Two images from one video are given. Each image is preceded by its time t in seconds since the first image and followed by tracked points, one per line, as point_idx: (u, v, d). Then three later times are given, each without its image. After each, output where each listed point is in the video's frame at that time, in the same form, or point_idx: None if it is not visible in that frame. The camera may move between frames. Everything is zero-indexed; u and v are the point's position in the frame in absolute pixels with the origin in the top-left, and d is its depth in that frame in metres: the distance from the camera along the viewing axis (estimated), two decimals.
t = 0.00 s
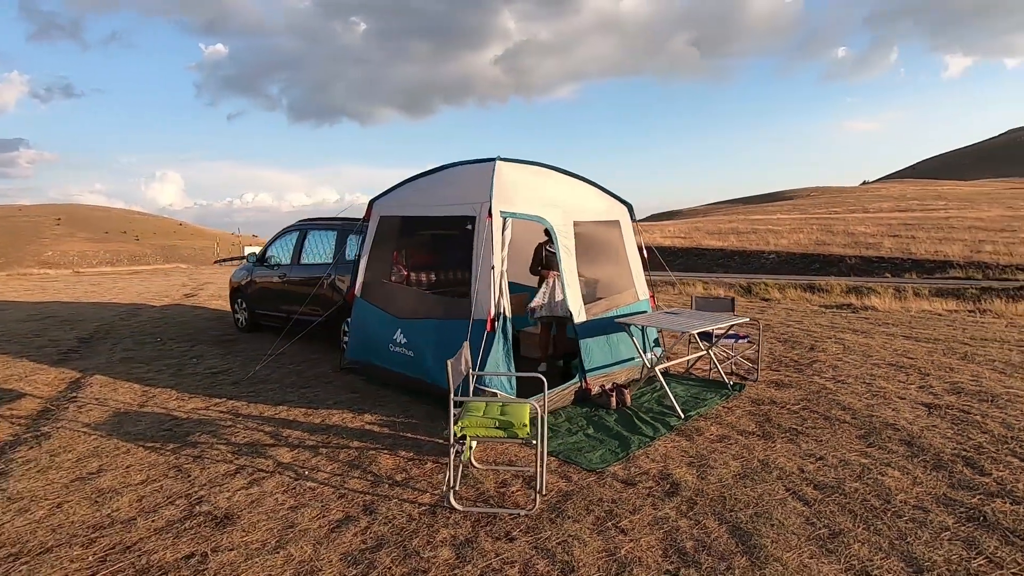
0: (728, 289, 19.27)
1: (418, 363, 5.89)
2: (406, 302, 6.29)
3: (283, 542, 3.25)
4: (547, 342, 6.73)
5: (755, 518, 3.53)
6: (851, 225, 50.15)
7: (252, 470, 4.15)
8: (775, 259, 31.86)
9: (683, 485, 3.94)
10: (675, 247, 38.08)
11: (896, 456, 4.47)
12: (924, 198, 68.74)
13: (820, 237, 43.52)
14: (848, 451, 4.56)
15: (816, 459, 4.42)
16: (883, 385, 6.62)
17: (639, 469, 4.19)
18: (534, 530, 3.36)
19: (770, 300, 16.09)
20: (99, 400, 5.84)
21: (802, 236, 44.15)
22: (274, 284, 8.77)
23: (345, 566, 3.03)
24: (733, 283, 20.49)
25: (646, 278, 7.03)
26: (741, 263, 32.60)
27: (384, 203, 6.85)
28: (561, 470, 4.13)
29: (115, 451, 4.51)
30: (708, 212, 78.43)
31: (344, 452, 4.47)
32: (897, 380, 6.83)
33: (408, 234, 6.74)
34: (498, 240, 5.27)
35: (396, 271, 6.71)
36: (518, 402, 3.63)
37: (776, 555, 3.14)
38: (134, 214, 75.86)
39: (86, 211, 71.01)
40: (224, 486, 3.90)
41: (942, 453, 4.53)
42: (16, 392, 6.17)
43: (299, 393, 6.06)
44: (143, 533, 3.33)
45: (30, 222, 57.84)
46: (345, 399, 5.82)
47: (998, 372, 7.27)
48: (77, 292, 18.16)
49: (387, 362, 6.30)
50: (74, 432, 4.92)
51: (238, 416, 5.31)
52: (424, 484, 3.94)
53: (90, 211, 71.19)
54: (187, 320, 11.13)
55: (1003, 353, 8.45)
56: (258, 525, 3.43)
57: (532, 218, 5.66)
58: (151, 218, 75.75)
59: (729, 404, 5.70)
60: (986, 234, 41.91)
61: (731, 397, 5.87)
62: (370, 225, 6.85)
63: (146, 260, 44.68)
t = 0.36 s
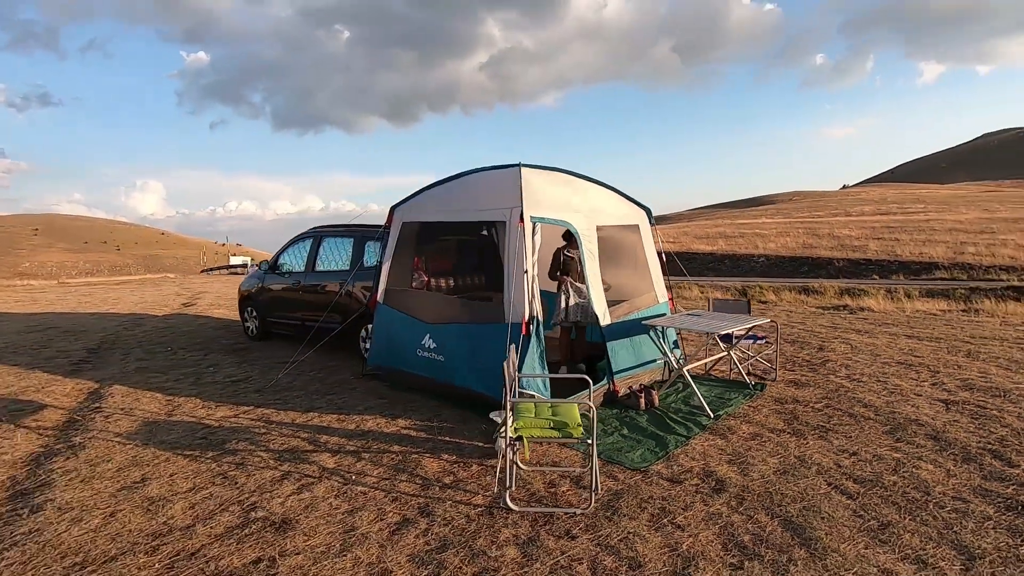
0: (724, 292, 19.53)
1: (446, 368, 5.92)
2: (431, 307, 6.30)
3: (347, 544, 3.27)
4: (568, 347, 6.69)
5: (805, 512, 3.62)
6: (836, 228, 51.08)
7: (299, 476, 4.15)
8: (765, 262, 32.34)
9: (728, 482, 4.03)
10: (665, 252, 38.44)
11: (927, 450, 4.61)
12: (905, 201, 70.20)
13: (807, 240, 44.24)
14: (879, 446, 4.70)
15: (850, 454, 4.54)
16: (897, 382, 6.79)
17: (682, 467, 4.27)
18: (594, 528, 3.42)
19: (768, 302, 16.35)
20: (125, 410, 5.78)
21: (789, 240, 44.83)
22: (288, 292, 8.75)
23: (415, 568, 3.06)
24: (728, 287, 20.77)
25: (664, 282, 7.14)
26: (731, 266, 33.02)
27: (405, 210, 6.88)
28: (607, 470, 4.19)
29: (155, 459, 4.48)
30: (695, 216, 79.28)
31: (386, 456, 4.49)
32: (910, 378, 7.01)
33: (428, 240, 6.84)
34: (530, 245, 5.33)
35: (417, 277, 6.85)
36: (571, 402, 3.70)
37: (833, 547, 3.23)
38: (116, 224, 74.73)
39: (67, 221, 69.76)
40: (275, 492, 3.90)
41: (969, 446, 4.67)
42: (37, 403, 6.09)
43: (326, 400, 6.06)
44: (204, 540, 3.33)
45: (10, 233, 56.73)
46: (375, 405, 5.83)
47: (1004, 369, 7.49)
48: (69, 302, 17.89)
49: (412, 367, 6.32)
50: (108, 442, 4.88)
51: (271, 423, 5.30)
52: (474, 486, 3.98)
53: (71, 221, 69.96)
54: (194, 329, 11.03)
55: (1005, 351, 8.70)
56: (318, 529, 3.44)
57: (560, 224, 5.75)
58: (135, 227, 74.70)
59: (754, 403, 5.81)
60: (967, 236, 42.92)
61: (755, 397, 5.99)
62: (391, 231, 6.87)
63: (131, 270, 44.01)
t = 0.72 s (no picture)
0: (715, 291, 19.82)
1: (469, 371, 5.93)
2: (452, 310, 6.28)
3: (407, 550, 3.29)
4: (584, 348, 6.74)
5: (847, 508, 3.74)
6: (816, 227, 52.11)
7: (341, 483, 4.15)
8: (750, 261, 32.88)
9: (766, 480, 4.13)
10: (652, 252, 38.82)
11: (948, 445, 4.78)
12: (880, 200, 71.91)
13: (789, 239, 45.07)
14: (902, 442, 4.85)
15: (876, 451, 4.69)
16: (905, 379, 6.99)
17: (718, 466, 4.37)
18: (648, 529, 3.49)
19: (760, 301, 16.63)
20: (145, 418, 5.69)
21: (771, 239, 45.62)
22: (296, 296, 8.68)
23: (480, 572, 3.09)
24: (719, 286, 21.08)
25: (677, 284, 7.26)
26: (717, 266, 33.49)
27: (422, 214, 6.86)
28: (646, 470, 4.26)
29: (190, 469, 4.43)
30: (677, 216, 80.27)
31: (424, 461, 4.51)
32: (915, 375, 7.23)
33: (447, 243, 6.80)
34: (558, 248, 5.36)
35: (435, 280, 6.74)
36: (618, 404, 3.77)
37: (880, 541, 3.34)
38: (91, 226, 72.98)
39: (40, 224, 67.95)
40: (321, 500, 3.89)
41: (986, 441, 4.86)
42: (50, 413, 5.96)
43: (349, 405, 6.04)
44: (261, 549, 3.32)
45: None
46: (400, 409, 5.83)
47: (1002, 365, 7.77)
48: (53, 307, 17.46)
49: (431, 370, 6.31)
50: (135, 452, 4.80)
51: (300, 430, 5.27)
52: (520, 489, 4.02)
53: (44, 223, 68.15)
54: (193, 334, 10.85)
55: (999, 347, 9.01)
56: (374, 536, 3.45)
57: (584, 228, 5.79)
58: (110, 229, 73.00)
59: (773, 402, 5.95)
60: (942, 234, 44.14)
61: (772, 396, 6.13)
62: (408, 235, 6.85)
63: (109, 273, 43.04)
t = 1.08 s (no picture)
0: (690, 289, 20.22)
1: (476, 370, 5.87)
2: (457, 310, 6.21)
3: (447, 552, 3.25)
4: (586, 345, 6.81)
5: (866, 496, 3.87)
6: (779, 227, 53.72)
7: (364, 487, 4.07)
8: (720, 260, 33.67)
9: (785, 471, 4.25)
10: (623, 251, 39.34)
11: (945, 433, 5.00)
12: (838, 200, 74.64)
13: (754, 238, 46.35)
14: (902, 432, 5.06)
15: (881, 441, 4.87)
16: (890, 372, 7.29)
17: (735, 459, 4.46)
18: (681, 522, 3.54)
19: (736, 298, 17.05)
20: (140, 426, 5.46)
21: (738, 238, 46.84)
22: (285, 297, 8.47)
23: (526, 571, 3.08)
24: (693, 284, 21.50)
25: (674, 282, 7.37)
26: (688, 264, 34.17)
27: (423, 212, 6.77)
28: (668, 464, 4.32)
29: (201, 476, 4.27)
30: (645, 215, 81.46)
31: (445, 462, 4.46)
32: (898, 367, 7.54)
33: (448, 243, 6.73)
34: (570, 248, 5.35)
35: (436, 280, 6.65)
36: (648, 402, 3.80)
37: (904, 527, 3.47)
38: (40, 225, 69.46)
39: None
40: (348, 505, 3.81)
41: (979, 428, 5.11)
42: (35, 422, 5.65)
43: (354, 407, 5.92)
44: (296, 556, 3.22)
45: None
46: (408, 410, 5.75)
47: (975, 356, 8.19)
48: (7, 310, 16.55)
49: (436, 370, 6.23)
50: (138, 460, 4.60)
51: (308, 434, 5.14)
52: (547, 487, 4.02)
53: None
54: (171, 336, 10.46)
55: (968, 340, 9.47)
56: (410, 538, 3.39)
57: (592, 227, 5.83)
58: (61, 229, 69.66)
59: (773, 396, 6.12)
60: (896, 233, 46.14)
61: (771, 390, 6.30)
62: (409, 234, 6.74)
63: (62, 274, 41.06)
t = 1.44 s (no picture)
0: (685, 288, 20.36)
1: (500, 373, 5.83)
2: (478, 314, 6.18)
3: (503, 559, 3.24)
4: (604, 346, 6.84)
5: (903, 495, 3.94)
6: (764, 225, 54.39)
7: (405, 493, 4.04)
8: (709, 258, 34.00)
9: (820, 471, 4.30)
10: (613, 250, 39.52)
11: (966, 431, 5.11)
12: (820, 199, 75.80)
13: (741, 236, 46.88)
14: (924, 430, 5.16)
15: (906, 439, 4.96)
16: (899, 370, 7.42)
17: (769, 460, 4.51)
18: (730, 524, 3.57)
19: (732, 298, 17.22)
20: (161, 434, 5.35)
21: (725, 236, 47.35)
22: (295, 300, 8.38)
23: None
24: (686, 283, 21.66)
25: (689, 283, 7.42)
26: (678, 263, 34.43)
27: (441, 213, 6.72)
28: (705, 465, 4.36)
29: (236, 485, 4.21)
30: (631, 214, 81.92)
31: (482, 467, 4.44)
32: (907, 365, 7.68)
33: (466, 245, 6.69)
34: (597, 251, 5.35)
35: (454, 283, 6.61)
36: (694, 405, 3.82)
37: (947, 525, 3.54)
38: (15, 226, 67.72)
39: None
40: (393, 512, 3.77)
41: (997, 426, 5.23)
42: (49, 431, 5.51)
43: (377, 411, 5.87)
44: (352, 567, 3.19)
45: None
46: (433, 414, 5.72)
47: (977, 354, 8.39)
48: None
49: (458, 373, 6.18)
50: (167, 469, 4.51)
51: (336, 440, 5.09)
52: (590, 491, 4.02)
53: None
54: (173, 340, 10.28)
55: (967, 338, 9.69)
56: (464, 545, 3.37)
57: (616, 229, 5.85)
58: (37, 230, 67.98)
59: (792, 395, 6.20)
60: (879, 231, 47.01)
61: (789, 389, 6.39)
62: (426, 236, 6.68)
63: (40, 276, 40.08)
